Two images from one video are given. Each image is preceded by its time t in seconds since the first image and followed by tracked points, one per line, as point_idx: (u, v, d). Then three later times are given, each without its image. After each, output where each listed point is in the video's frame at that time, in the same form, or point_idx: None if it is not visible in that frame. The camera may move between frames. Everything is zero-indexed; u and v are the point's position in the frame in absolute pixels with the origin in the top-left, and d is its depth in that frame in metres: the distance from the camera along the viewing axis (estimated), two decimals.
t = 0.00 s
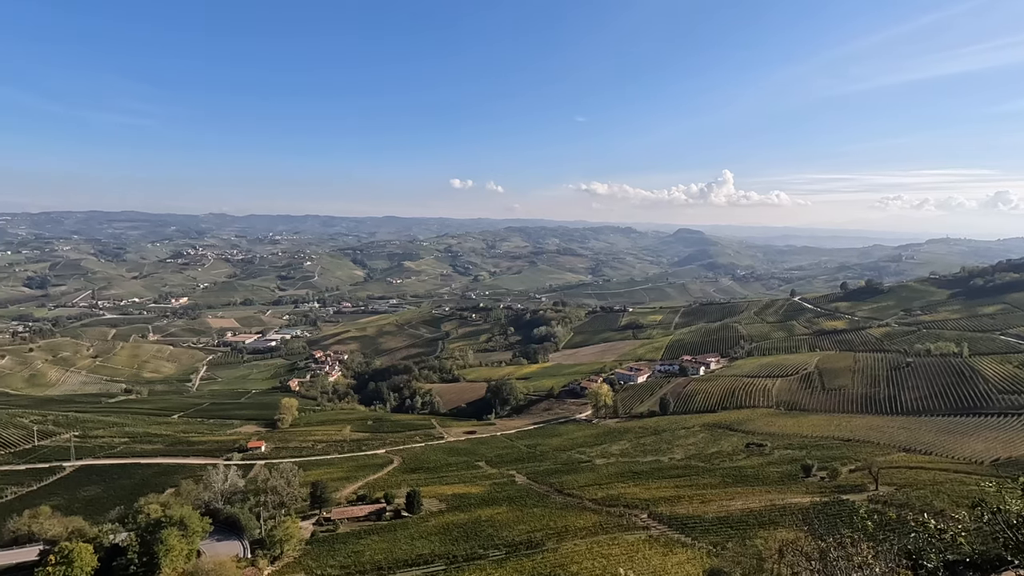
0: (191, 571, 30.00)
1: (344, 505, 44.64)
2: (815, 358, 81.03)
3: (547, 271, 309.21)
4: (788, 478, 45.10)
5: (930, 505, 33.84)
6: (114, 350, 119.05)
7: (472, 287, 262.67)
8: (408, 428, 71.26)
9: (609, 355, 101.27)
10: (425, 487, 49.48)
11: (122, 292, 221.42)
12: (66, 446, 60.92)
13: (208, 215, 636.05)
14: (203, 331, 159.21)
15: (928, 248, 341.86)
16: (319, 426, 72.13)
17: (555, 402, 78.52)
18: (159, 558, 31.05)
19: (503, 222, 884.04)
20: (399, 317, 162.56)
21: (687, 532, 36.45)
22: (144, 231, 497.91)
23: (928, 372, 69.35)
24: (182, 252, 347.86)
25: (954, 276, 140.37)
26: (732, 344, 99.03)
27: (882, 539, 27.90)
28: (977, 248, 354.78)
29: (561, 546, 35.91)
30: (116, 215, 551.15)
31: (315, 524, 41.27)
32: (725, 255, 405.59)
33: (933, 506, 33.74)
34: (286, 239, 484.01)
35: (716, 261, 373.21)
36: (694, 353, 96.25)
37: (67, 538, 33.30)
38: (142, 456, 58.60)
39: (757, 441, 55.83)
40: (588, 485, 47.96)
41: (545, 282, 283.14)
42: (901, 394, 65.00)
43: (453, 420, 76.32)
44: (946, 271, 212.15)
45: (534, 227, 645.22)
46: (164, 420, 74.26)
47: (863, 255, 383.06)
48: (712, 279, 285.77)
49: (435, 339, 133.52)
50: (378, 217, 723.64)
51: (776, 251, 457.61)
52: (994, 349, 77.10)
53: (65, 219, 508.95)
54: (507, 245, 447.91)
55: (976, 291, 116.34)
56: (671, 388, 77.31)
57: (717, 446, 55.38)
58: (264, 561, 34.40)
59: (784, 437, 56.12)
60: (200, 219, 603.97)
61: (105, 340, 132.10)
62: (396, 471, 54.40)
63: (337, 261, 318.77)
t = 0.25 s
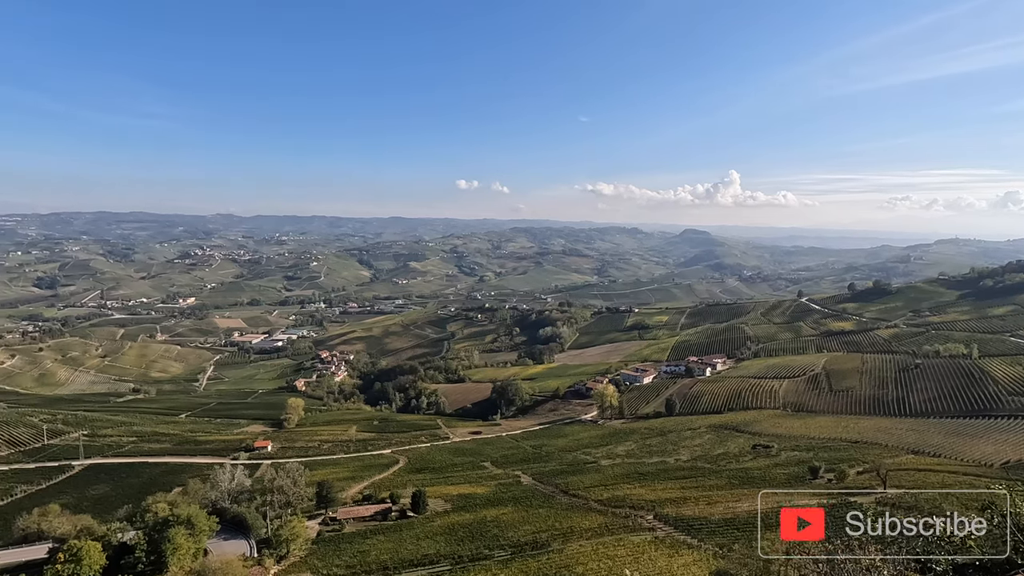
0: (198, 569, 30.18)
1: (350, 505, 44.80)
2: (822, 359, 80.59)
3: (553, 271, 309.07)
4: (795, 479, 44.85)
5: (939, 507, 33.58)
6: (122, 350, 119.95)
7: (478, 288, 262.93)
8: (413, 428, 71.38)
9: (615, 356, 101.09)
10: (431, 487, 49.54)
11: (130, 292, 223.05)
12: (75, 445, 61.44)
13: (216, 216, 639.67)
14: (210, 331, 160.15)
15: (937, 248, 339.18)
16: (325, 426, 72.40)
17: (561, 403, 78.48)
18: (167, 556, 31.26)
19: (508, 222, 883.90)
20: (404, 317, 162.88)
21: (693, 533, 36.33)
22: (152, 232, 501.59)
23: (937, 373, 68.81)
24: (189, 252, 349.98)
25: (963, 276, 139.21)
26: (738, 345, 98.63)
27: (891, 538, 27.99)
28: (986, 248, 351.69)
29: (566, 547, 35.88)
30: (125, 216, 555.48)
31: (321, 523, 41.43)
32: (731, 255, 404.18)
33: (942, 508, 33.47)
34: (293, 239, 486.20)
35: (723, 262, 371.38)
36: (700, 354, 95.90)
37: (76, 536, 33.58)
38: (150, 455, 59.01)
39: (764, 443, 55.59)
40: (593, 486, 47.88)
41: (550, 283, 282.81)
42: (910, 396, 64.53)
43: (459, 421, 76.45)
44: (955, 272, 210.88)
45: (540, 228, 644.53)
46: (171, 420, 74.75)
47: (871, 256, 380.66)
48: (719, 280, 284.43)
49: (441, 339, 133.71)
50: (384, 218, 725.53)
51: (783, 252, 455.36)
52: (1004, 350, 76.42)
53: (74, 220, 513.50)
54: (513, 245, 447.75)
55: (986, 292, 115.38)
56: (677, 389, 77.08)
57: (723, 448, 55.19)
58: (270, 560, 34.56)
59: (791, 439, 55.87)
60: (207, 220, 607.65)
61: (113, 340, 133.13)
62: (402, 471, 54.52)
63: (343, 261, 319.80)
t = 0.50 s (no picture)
0: (206, 568, 30.32)
1: (356, 505, 44.94)
2: (830, 361, 80.08)
3: (559, 272, 308.89)
4: (802, 481, 44.56)
5: (950, 511, 33.21)
6: (131, 349, 120.90)
7: (484, 288, 263.23)
8: (419, 428, 71.55)
9: (621, 357, 100.88)
10: (436, 487, 49.65)
11: (139, 292, 224.81)
12: (84, 443, 61.99)
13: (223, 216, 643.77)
14: (217, 331, 161.20)
15: (947, 249, 336.14)
16: (332, 426, 72.68)
17: (567, 404, 78.37)
18: (175, 555, 31.46)
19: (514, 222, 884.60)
20: (410, 317, 163.26)
21: (700, 535, 36.19)
22: (160, 232, 505.23)
23: (947, 375, 68.20)
24: (198, 252, 352.46)
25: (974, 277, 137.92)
26: (745, 345, 98.19)
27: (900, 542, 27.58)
28: (997, 249, 348.30)
29: (572, 548, 35.81)
30: (134, 217, 560.46)
31: (327, 522, 41.58)
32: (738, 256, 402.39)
33: (952, 511, 33.11)
34: (299, 240, 488.30)
35: (730, 262, 369.63)
36: (706, 355, 95.56)
37: (84, 534, 33.82)
38: (158, 454, 59.46)
39: (771, 444, 55.34)
40: (599, 486, 47.77)
41: (556, 284, 282.60)
42: (919, 397, 63.99)
43: (465, 421, 76.55)
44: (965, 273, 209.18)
45: (546, 228, 644.05)
46: (179, 419, 75.26)
47: (880, 256, 377.91)
48: (725, 280, 283.09)
49: (447, 339, 133.96)
50: (391, 218, 727.66)
51: (790, 252, 452.93)
52: (1015, 352, 75.59)
53: (84, 220, 518.40)
54: (519, 245, 447.65)
55: (996, 293, 114.25)
56: (683, 390, 76.78)
57: (730, 449, 54.96)
58: (277, 559, 34.71)
59: (798, 440, 55.57)
60: (215, 220, 611.67)
61: (122, 340, 134.22)
62: (408, 471, 54.65)
63: (350, 262, 321.18)
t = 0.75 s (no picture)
0: (214, 566, 30.54)
1: (362, 504, 45.08)
2: (838, 362, 79.58)
3: (565, 272, 308.71)
4: (810, 483, 44.30)
5: (960, 514, 32.91)
6: (140, 348, 121.86)
7: (490, 288, 263.53)
8: (425, 428, 71.71)
9: (627, 357, 100.68)
10: (442, 487, 49.73)
11: (147, 292, 226.60)
12: (94, 441, 62.54)
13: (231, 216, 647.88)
14: (225, 330, 162.23)
15: (957, 250, 333.17)
16: (338, 425, 72.98)
17: (573, 404, 78.25)
18: (183, 553, 31.71)
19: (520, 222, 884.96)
20: (417, 317, 163.64)
21: (706, 536, 36.07)
22: (169, 232, 509.00)
23: (956, 377, 67.64)
24: (206, 252, 354.73)
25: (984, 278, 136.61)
26: (752, 346, 97.73)
27: (909, 547, 27.24)
28: (1008, 249, 344.70)
29: (578, 548, 35.77)
30: (143, 217, 565.21)
31: (333, 522, 41.74)
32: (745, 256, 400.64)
33: (963, 514, 32.81)
34: (306, 239, 490.57)
35: (737, 263, 368.01)
36: (713, 355, 95.23)
37: (94, 531, 34.15)
38: (167, 452, 59.90)
39: (778, 445, 55.07)
40: (605, 487, 47.68)
41: (562, 284, 282.41)
42: (928, 399, 63.46)
43: (471, 421, 76.64)
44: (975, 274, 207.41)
45: (553, 228, 643.58)
46: (187, 417, 75.79)
47: (889, 257, 375.10)
48: (732, 281, 281.73)
49: (453, 339, 134.20)
50: (397, 219, 729.73)
51: (798, 252, 450.43)
52: None
53: (94, 220, 523.07)
54: (525, 246, 447.41)
55: (1008, 294, 113.08)
56: (690, 390, 76.52)
57: (737, 450, 54.74)
58: (284, 557, 34.92)
59: (806, 442, 55.25)
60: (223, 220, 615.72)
61: (131, 339, 135.37)
62: (414, 470, 54.75)
63: (357, 262, 322.41)
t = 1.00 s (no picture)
0: (222, 563, 30.76)
1: (369, 503, 45.19)
2: (847, 363, 79.01)
3: (571, 272, 308.35)
4: (818, 485, 44.02)
5: (970, 517, 32.57)
6: (149, 347, 122.75)
7: (497, 288, 263.66)
8: (432, 428, 71.80)
9: (634, 357, 100.39)
10: (448, 486, 49.81)
11: (157, 291, 228.31)
12: (104, 439, 63.08)
13: (240, 216, 651.85)
14: (233, 329, 163.20)
15: (968, 250, 329.95)
16: (345, 424, 73.21)
17: (579, 404, 78.12)
18: (191, 550, 31.95)
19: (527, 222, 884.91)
20: (424, 317, 163.94)
21: (713, 537, 35.91)
22: (178, 231, 512.61)
23: (967, 378, 67.00)
24: (214, 251, 356.89)
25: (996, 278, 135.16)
26: (760, 347, 97.21)
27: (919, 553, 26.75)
28: (1020, 249, 340.77)
29: (584, 548, 35.73)
30: (152, 216, 569.69)
31: (340, 520, 41.89)
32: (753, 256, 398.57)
33: (973, 517, 32.46)
34: (314, 239, 492.72)
35: (745, 263, 366.26)
36: (720, 356, 94.81)
37: (104, 528, 34.49)
38: (175, 451, 60.32)
39: (786, 447, 54.73)
40: (612, 488, 47.58)
41: (569, 284, 282.05)
42: (938, 401, 62.87)
43: (477, 420, 76.70)
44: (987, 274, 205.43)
45: (559, 228, 643.16)
46: (196, 416, 76.29)
47: (898, 257, 371.98)
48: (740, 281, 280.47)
49: (459, 339, 134.35)
50: (404, 219, 731.46)
51: (806, 252, 447.48)
52: None
53: (104, 220, 527.62)
54: (532, 245, 447.34)
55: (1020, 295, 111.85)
56: (697, 391, 76.19)
57: (744, 451, 54.47)
58: (291, 555, 35.07)
59: (814, 443, 54.90)
60: (231, 220, 619.53)
61: (141, 337, 136.45)
62: (420, 470, 54.85)
63: (364, 261, 323.51)
